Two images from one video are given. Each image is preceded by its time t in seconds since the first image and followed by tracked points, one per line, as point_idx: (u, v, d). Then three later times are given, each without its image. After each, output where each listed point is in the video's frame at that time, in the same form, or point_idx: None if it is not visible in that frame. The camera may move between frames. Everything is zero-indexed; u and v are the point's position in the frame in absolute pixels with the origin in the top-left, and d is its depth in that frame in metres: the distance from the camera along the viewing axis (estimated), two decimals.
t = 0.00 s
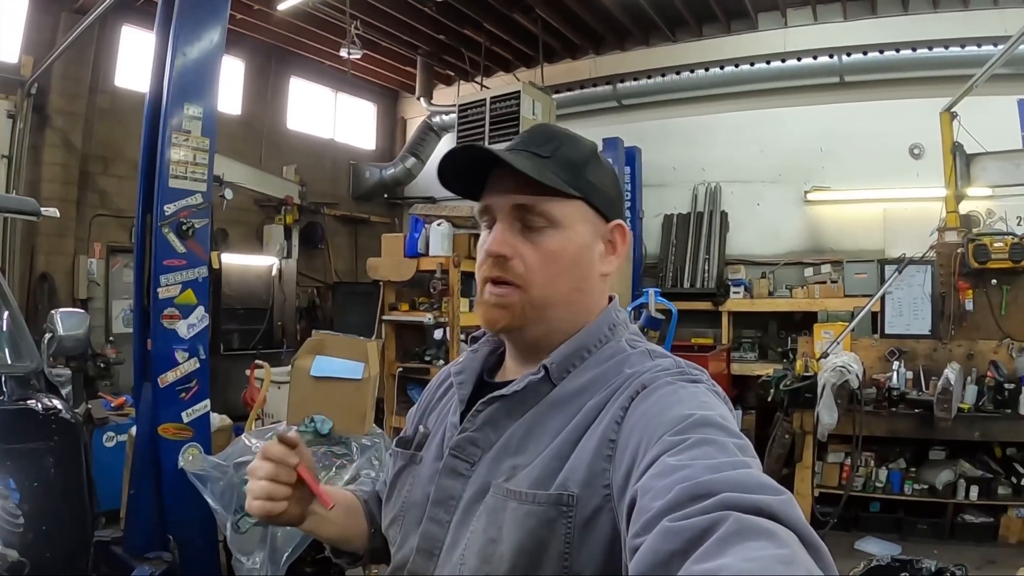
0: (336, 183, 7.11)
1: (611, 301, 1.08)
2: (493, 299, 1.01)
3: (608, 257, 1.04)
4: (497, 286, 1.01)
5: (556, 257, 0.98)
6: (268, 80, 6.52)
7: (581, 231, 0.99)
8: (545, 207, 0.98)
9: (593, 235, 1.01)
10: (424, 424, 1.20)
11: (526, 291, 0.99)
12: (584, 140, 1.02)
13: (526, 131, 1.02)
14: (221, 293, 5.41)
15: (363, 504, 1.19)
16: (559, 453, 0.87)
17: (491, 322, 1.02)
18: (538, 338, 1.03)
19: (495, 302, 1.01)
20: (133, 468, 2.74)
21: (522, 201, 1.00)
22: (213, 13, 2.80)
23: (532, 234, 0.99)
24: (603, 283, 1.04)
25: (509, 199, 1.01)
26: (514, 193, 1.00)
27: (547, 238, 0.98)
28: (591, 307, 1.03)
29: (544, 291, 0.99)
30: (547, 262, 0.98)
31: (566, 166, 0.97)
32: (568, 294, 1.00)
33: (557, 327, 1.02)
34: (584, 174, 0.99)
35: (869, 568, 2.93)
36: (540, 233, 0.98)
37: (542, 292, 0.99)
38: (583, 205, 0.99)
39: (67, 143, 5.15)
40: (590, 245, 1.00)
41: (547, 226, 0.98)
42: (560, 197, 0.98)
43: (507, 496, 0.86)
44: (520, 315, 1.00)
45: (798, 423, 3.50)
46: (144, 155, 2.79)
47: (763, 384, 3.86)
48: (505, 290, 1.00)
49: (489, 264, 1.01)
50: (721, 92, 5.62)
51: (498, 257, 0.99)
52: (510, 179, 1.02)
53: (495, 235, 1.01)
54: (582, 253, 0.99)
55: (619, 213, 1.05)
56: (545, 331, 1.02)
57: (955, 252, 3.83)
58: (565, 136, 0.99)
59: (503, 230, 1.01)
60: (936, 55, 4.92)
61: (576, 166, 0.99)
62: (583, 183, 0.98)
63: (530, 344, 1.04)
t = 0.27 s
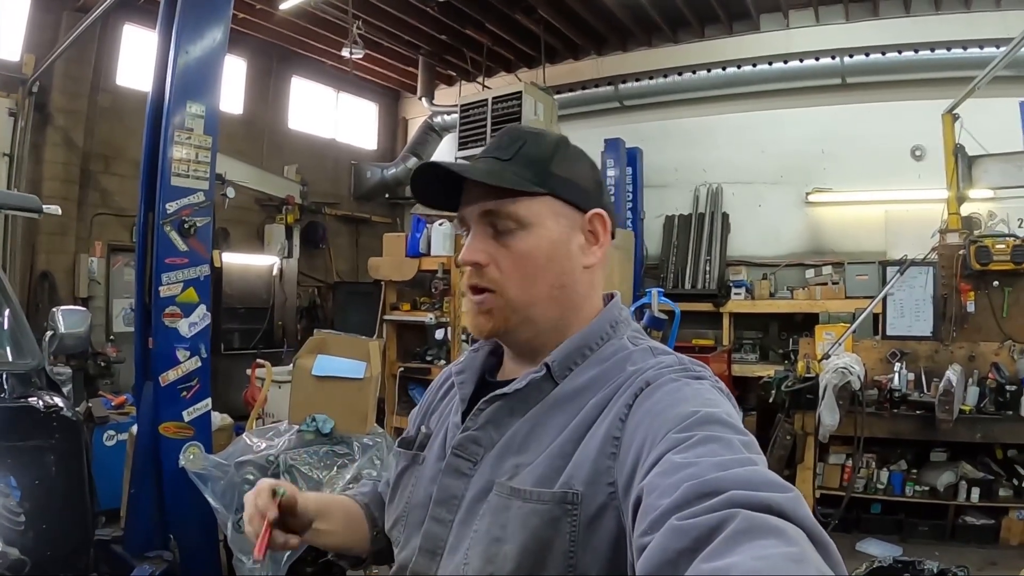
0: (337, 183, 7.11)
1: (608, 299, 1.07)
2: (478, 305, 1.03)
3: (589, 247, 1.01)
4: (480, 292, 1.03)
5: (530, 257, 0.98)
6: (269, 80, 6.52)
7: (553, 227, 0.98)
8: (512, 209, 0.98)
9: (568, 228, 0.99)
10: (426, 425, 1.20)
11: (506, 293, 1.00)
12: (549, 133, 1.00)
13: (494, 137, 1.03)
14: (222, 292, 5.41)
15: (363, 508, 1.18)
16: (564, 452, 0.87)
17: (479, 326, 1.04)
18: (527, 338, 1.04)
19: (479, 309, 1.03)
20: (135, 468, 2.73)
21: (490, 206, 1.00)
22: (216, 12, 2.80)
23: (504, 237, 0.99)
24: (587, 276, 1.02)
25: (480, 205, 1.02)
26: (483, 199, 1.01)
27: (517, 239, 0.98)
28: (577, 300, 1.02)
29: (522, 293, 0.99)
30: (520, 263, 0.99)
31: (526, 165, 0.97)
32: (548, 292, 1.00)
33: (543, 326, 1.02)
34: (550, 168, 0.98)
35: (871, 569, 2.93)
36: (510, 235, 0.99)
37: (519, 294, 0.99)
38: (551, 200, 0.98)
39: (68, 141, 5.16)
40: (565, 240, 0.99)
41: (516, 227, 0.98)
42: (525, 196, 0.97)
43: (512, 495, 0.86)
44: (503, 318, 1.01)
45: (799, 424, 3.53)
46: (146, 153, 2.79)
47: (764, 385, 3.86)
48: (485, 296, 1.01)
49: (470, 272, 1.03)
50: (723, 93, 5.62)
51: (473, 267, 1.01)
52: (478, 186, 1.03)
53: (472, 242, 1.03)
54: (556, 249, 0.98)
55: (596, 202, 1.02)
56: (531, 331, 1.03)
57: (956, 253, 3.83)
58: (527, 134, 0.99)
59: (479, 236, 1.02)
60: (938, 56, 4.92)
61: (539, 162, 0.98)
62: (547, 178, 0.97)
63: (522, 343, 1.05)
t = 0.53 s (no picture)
0: (342, 183, 7.11)
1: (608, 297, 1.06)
2: (491, 296, 0.99)
3: (593, 236, 1.02)
4: (492, 282, 0.99)
5: (544, 244, 0.96)
6: (275, 80, 6.53)
7: (562, 214, 0.98)
8: (522, 194, 0.97)
9: (574, 216, 0.99)
10: (427, 424, 1.16)
11: (522, 280, 0.96)
12: (543, 131, 1.02)
13: (488, 135, 1.03)
14: (226, 292, 5.41)
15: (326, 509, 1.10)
16: (574, 450, 0.86)
17: (493, 319, 1.00)
18: (539, 329, 1.00)
19: (492, 300, 0.99)
20: (138, 469, 2.73)
21: (499, 193, 0.99)
22: (224, 10, 2.79)
23: (514, 224, 0.97)
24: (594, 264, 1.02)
25: (487, 194, 1.00)
26: (491, 188, 1.00)
27: (531, 225, 0.96)
28: (585, 289, 1.01)
29: (537, 279, 0.96)
30: (535, 249, 0.96)
31: (534, 153, 0.97)
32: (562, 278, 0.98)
33: (556, 314, 0.99)
34: (553, 158, 0.99)
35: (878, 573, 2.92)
36: (522, 222, 0.97)
37: (536, 280, 0.97)
38: (558, 187, 0.98)
39: (73, 140, 5.15)
40: (574, 227, 0.99)
41: (527, 214, 0.97)
42: (534, 182, 0.97)
43: (523, 494, 0.85)
44: (519, 306, 0.97)
45: (806, 428, 3.54)
46: (153, 152, 2.78)
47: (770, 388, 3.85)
48: (499, 285, 0.97)
49: (480, 263, 0.99)
50: (729, 95, 5.62)
51: (486, 255, 0.98)
52: (482, 175, 1.01)
53: (482, 233, 1.00)
54: (567, 235, 0.97)
55: (595, 193, 1.04)
56: (545, 322, 1.00)
57: (962, 257, 3.82)
58: (525, 130, 1.00)
59: (489, 226, 0.99)
60: (944, 60, 4.92)
61: (543, 153, 0.98)
62: (553, 165, 0.98)
63: (532, 336, 1.02)
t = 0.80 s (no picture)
0: (347, 186, 7.09)
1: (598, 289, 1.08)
2: (514, 277, 1.01)
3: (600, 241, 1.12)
4: (516, 264, 1.01)
5: (572, 234, 1.02)
6: (280, 83, 6.52)
7: (586, 213, 1.06)
8: (559, 186, 1.03)
9: (591, 218, 1.07)
10: (414, 424, 1.14)
11: (549, 265, 1.00)
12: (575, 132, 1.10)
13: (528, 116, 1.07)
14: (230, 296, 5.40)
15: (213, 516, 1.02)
16: (566, 442, 0.85)
17: (513, 300, 1.02)
18: (552, 317, 1.03)
19: (515, 278, 1.01)
20: (142, 475, 2.70)
21: (538, 179, 1.04)
22: (229, 12, 2.78)
23: (546, 211, 1.03)
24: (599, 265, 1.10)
25: (524, 177, 1.04)
26: (529, 172, 1.04)
27: (563, 216, 1.02)
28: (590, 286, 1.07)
29: (561, 267, 1.01)
30: (565, 238, 1.01)
31: (577, 149, 1.04)
32: (580, 271, 1.03)
33: (570, 304, 1.03)
34: (586, 158, 1.06)
35: None
36: (554, 211, 1.02)
37: (561, 267, 1.01)
38: (585, 188, 1.06)
39: (78, 143, 5.14)
40: (592, 228, 1.06)
41: (559, 205, 1.03)
42: (569, 176, 1.04)
43: (515, 486, 0.83)
44: (542, 290, 1.00)
45: (815, 432, 3.49)
46: (156, 154, 2.75)
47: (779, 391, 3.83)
48: (524, 265, 1.00)
49: (506, 244, 1.01)
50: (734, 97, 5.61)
51: (520, 232, 1.00)
52: (521, 159, 1.05)
53: (512, 214, 1.03)
54: (589, 232, 1.05)
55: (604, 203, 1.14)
56: (560, 309, 1.03)
57: (973, 259, 3.79)
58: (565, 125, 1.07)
59: (520, 209, 1.03)
60: (953, 60, 4.89)
61: (580, 150, 1.06)
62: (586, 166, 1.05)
63: (539, 325, 1.04)
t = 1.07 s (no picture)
0: (352, 189, 7.07)
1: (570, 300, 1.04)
2: (471, 291, 0.96)
3: (568, 244, 1.06)
4: (473, 278, 0.97)
5: (530, 243, 0.97)
6: (285, 86, 6.51)
7: (547, 217, 1.00)
8: (514, 193, 0.98)
9: (555, 221, 1.02)
10: (386, 432, 1.06)
11: (506, 277, 0.96)
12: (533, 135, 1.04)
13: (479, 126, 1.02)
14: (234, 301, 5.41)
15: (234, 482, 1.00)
16: (548, 450, 0.81)
17: (472, 315, 0.97)
18: (516, 330, 0.98)
19: (473, 294, 0.96)
20: (143, 482, 2.69)
21: (490, 188, 0.99)
22: (231, 16, 2.75)
23: (501, 220, 0.98)
24: (567, 271, 1.04)
25: (476, 187, 1.00)
26: (482, 181, 0.99)
27: (519, 223, 0.97)
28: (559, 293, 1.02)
29: (520, 277, 0.96)
30: (522, 247, 0.96)
31: (530, 154, 0.99)
32: (542, 280, 0.98)
33: (534, 316, 0.98)
34: (543, 162, 1.01)
35: None
36: (510, 219, 0.98)
37: (519, 278, 0.96)
38: (545, 191, 1.01)
39: (81, 146, 5.13)
40: (555, 232, 1.01)
41: (516, 212, 0.98)
42: (526, 182, 0.98)
43: (497, 497, 0.79)
44: (501, 304, 0.96)
45: (823, 438, 3.44)
46: (158, 158, 2.73)
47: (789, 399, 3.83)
48: (480, 279, 0.96)
49: (462, 257, 0.97)
50: (740, 100, 5.61)
51: (472, 246, 0.96)
52: (473, 170, 1.01)
53: (467, 226, 0.98)
54: (551, 237, 0.99)
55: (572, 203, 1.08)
56: (523, 322, 0.98)
57: (983, 263, 3.75)
58: (519, 130, 1.01)
59: (474, 220, 0.98)
60: (961, 62, 4.87)
61: (536, 154, 1.00)
62: (544, 169, 1.00)
63: (503, 338, 0.99)
